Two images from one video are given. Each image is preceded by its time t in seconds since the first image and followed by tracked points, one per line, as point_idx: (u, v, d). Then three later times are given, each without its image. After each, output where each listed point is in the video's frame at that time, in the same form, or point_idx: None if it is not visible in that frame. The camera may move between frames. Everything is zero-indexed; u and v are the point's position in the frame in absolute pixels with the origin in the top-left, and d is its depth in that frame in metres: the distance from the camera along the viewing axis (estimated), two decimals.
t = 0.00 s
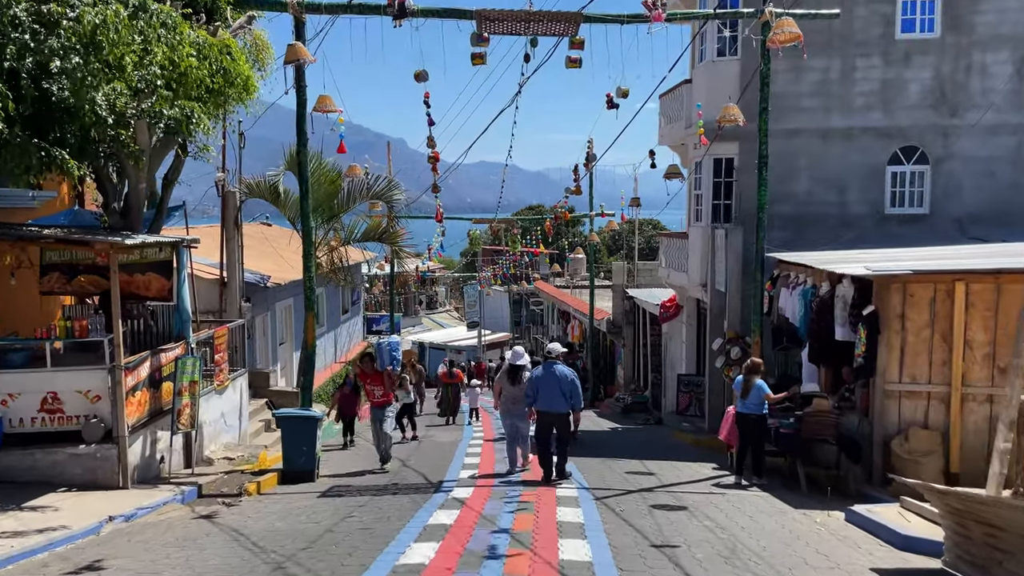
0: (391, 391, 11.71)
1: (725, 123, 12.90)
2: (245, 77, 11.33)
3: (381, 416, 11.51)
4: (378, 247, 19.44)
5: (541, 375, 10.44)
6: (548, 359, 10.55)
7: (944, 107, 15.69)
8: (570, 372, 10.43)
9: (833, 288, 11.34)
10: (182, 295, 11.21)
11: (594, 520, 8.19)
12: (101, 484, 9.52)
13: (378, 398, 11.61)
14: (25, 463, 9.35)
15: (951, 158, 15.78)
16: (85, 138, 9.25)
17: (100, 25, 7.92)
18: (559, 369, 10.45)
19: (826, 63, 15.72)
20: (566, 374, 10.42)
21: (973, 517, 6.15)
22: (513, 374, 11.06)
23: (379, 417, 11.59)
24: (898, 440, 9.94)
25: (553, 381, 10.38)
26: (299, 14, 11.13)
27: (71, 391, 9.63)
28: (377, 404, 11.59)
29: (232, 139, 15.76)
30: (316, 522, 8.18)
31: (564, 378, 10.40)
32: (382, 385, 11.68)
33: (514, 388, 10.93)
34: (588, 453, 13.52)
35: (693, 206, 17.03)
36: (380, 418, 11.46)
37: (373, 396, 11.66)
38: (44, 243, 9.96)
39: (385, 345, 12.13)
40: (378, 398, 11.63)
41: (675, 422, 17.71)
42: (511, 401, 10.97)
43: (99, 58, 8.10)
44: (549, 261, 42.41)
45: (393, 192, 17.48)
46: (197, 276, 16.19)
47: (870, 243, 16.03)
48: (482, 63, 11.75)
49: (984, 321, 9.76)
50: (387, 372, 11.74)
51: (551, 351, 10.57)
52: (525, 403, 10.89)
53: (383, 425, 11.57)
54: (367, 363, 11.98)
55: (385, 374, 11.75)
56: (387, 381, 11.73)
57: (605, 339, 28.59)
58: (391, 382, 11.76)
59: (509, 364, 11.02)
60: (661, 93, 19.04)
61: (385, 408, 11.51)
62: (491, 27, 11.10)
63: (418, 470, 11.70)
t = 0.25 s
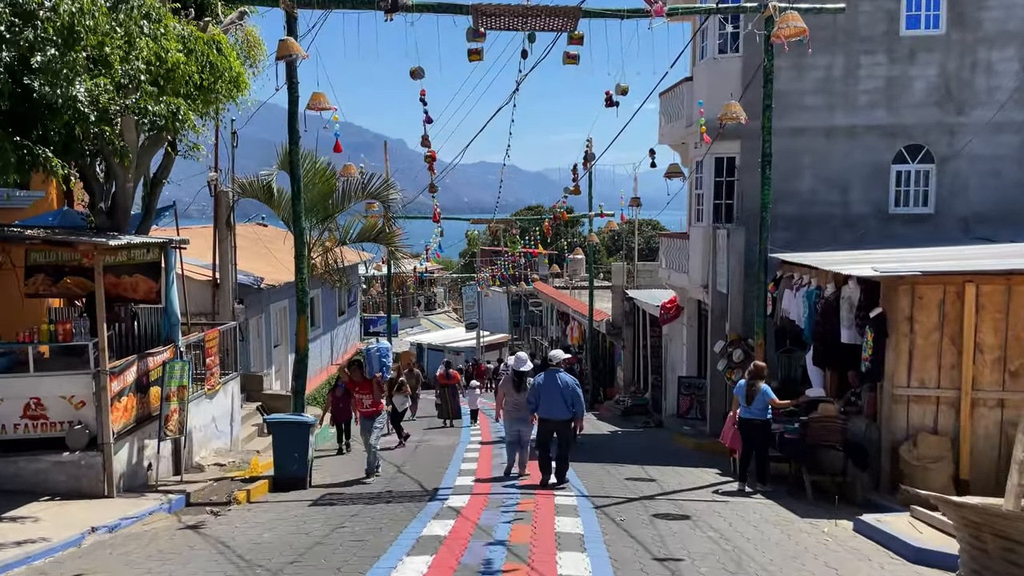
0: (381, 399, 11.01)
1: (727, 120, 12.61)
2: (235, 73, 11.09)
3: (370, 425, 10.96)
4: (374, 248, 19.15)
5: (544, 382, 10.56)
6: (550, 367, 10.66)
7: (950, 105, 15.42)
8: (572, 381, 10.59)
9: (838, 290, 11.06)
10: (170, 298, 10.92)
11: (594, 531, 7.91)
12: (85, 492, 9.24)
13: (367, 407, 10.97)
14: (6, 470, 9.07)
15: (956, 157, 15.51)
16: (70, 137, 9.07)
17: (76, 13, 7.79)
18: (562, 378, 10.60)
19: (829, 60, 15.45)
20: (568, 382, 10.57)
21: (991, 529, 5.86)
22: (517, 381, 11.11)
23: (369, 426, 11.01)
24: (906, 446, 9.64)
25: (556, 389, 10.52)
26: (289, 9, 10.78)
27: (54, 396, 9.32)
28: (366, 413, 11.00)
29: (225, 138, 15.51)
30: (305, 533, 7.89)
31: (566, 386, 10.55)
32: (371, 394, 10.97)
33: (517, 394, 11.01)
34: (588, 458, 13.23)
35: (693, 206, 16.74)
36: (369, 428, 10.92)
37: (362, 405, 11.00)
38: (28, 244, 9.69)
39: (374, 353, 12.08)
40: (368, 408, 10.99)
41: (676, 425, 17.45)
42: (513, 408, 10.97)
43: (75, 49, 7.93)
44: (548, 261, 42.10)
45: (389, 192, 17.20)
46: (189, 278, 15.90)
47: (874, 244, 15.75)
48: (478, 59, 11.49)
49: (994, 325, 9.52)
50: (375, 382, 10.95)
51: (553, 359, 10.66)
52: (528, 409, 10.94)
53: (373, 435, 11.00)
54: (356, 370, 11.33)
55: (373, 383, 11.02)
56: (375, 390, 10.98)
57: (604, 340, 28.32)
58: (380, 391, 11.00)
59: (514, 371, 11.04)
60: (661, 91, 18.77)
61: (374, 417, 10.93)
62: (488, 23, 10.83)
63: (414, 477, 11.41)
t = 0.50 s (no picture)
0: (369, 395, 10.32)
1: (730, 113, 12.32)
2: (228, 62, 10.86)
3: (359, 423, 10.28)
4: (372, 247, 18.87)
5: (544, 377, 10.49)
6: (551, 361, 10.59)
7: (956, 99, 15.13)
8: (573, 375, 10.45)
9: (845, 287, 10.80)
10: (159, 294, 10.63)
11: (595, 535, 7.62)
12: (69, 495, 8.95)
13: (354, 403, 10.27)
14: None
15: (962, 152, 15.23)
16: (53, 126, 8.86)
17: None
18: (562, 372, 10.48)
19: (833, 53, 15.16)
20: (569, 376, 10.44)
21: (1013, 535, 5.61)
22: (519, 377, 11.34)
23: (359, 423, 10.35)
24: (916, 447, 9.36)
25: (555, 383, 10.41)
26: None
27: (37, 396, 9.03)
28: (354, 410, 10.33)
29: (218, 132, 15.23)
30: (294, 538, 7.60)
31: (567, 381, 10.43)
32: (358, 390, 10.30)
33: (518, 391, 11.19)
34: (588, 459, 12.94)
35: (695, 202, 16.46)
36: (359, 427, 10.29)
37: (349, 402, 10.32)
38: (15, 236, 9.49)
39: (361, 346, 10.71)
40: (355, 404, 10.29)
41: (677, 425, 17.18)
42: (515, 402, 11.13)
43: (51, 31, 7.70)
44: (547, 260, 41.84)
45: (386, 189, 16.92)
46: (181, 275, 15.61)
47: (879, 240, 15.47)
48: (476, 49, 11.23)
49: (1007, 321, 9.23)
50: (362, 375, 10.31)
51: (555, 353, 10.58)
52: (529, 405, 11.07)
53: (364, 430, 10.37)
54: (341, 364, 10.62)
55: (359, 376, 10.33)
56: (362, 384, 10.30)
57: (604, 339, 28.07)
58: (368, 385, 10.32)
59: (513, 367, 11.26)
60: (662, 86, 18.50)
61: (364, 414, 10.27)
62: (485, 12, 10.53)
63: (409, 478, 11.13)
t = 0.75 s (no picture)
0: (353, 403, 9.69)
1: (735, 109, 12.02)
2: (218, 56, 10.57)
3: (344, 434, 9.66)
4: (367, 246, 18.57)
5: (541, 384, 10.23)
6: (548, 367, 10.28)
7: (964, 95, 14.82)
8: (571, 381, 10.23)
9: (853, 288, 10.50)
10: (147, 296, 10.31)
11: (596, 547, 7.31)
12: (51, 503, 8.63)
13: (338, 413, 9.64)
14: None
15: (970, 150, 14.92)
16: (36, 123, 8.71)
17: None
18: (560, 378, 10.23)
19: (839, 49, 14.86)
20: (566, 382, 10.21)
21: None
22: (516, 384, 11.11)
23: (343, 432, 9.68)
24: (927, 454, 9.05)
25: (554, 390, 10.17)
26: None
27: (18, 400, 8.71)
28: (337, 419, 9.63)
29: (210, 129, 14.93)
30: (283, 550, 7.29)
31: (565, 387, 10.20)
32: (341, 399, 9.62)
33: (516, 397, 10.98)
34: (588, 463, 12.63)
35: (697, 200, 16.15)
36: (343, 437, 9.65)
37: (332, 411, 9.63)
38: None
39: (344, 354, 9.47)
40: (339, 414, 9.64)
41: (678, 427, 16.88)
42: (515, 410, 10.89)
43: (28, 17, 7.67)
44: (546, 260, 41.55)
45: (381, 186, 16.62)
46: (173, 275, 15.30)
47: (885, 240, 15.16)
48: (473, 43, 10.91)
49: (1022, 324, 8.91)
50: (345, 385, 9.62)
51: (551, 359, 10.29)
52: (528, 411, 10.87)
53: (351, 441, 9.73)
54: (321, 371, 9.57)
55: (341, 385, 9.61)
56: (345, 393, 9.62)
57: (604, 340, 27.78)
58: (351, 394, 9.66)
59: (511, 372, 11.13)
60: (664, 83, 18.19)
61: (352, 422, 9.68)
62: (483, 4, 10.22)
63: (405, 484, 10.83)
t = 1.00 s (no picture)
0: (330, 401, 9.12)
1: (739, 100, 11.76)
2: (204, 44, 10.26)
3: (320, 432, 9.15)
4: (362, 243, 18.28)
5: (537, 379, 10.16)
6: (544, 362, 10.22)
7: (970, 88, 14.54)
8: (567, 375, 10.09)
9: (858, 284, 10.22)
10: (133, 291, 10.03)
11: (595, 552, 7.04)
12: (32, 505, 8.35)
13: (314, 410, 9.08)
14: None
15: (976, 144, 14.64)
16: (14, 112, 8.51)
17: None
18: (556, 373, 10.13)
19: (842, 40, 14.58)
20: (562, 377, 10.09)
21: None
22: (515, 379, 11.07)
23: (319, 431, 9.19)
24: (936, 455, 8.79)
25: (549, 384, 10.08)
26: None
27: None
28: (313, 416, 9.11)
29: (201, 122, 14.65)
30: (270, 554, 7.01)
31: (560, 382, 10.07)
32: (317, 395, 9.06)
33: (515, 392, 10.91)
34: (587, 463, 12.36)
35: (698, 195, 15.87)
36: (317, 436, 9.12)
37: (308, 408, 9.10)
38: None
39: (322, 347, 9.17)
40: (315, 411, 9.10)
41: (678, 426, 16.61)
42: (511, 404, 10.79)
43: None
44: (545, 257, 41.26)
45: (377, 181, 16.32)
46: (164, 270, 15.03)
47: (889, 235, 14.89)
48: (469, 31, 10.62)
49: None
50: (322, 381, 9.06)
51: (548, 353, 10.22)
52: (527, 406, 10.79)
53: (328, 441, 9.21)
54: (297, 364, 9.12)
55: (317, 381, 9.04)
56: (322, 390, 9.05)
57: (602, 337, 27.51)
58: (329, 391, 9.08)
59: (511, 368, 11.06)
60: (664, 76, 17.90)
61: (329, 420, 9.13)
62: None
63: (398, 485, 10.55)
